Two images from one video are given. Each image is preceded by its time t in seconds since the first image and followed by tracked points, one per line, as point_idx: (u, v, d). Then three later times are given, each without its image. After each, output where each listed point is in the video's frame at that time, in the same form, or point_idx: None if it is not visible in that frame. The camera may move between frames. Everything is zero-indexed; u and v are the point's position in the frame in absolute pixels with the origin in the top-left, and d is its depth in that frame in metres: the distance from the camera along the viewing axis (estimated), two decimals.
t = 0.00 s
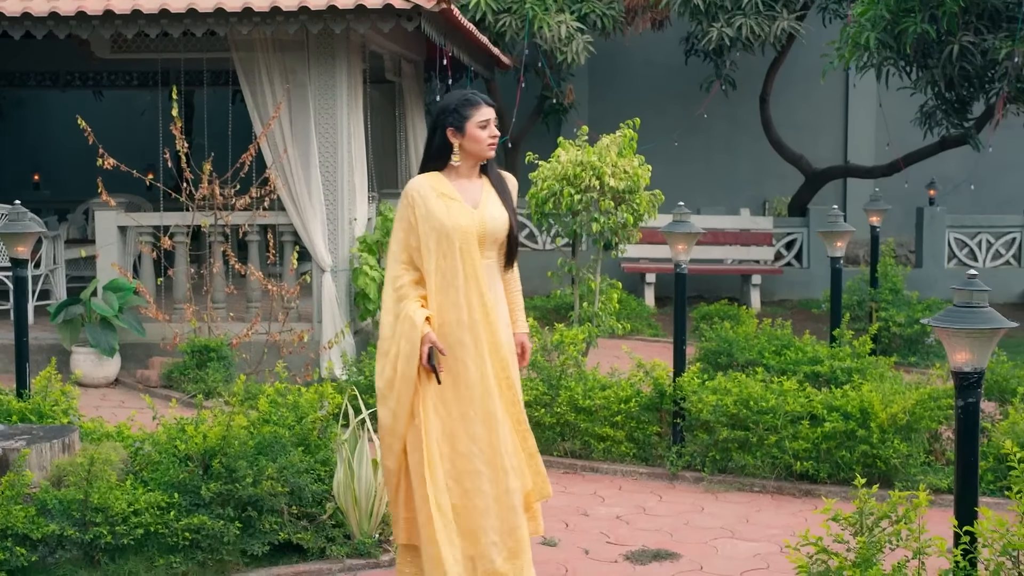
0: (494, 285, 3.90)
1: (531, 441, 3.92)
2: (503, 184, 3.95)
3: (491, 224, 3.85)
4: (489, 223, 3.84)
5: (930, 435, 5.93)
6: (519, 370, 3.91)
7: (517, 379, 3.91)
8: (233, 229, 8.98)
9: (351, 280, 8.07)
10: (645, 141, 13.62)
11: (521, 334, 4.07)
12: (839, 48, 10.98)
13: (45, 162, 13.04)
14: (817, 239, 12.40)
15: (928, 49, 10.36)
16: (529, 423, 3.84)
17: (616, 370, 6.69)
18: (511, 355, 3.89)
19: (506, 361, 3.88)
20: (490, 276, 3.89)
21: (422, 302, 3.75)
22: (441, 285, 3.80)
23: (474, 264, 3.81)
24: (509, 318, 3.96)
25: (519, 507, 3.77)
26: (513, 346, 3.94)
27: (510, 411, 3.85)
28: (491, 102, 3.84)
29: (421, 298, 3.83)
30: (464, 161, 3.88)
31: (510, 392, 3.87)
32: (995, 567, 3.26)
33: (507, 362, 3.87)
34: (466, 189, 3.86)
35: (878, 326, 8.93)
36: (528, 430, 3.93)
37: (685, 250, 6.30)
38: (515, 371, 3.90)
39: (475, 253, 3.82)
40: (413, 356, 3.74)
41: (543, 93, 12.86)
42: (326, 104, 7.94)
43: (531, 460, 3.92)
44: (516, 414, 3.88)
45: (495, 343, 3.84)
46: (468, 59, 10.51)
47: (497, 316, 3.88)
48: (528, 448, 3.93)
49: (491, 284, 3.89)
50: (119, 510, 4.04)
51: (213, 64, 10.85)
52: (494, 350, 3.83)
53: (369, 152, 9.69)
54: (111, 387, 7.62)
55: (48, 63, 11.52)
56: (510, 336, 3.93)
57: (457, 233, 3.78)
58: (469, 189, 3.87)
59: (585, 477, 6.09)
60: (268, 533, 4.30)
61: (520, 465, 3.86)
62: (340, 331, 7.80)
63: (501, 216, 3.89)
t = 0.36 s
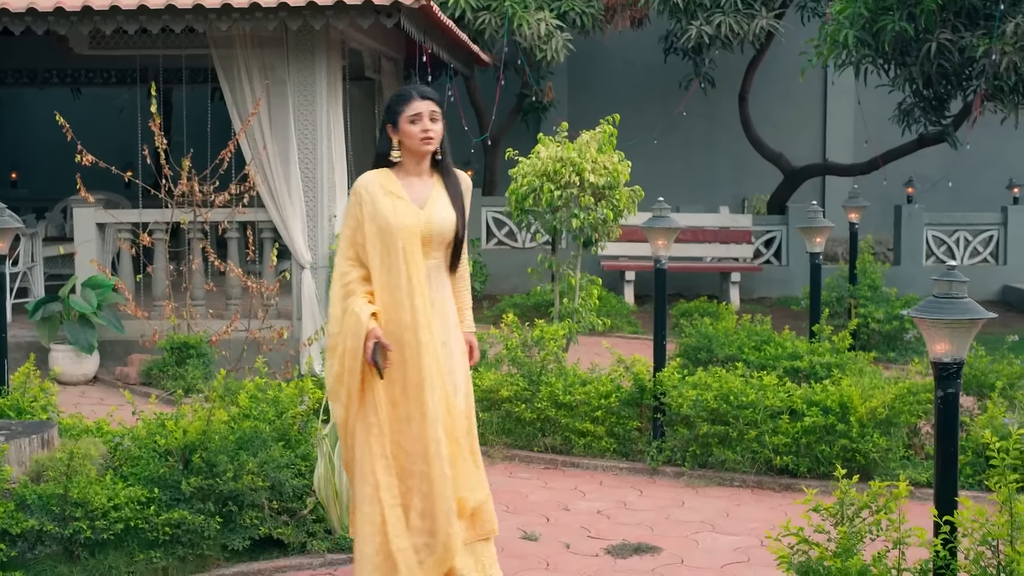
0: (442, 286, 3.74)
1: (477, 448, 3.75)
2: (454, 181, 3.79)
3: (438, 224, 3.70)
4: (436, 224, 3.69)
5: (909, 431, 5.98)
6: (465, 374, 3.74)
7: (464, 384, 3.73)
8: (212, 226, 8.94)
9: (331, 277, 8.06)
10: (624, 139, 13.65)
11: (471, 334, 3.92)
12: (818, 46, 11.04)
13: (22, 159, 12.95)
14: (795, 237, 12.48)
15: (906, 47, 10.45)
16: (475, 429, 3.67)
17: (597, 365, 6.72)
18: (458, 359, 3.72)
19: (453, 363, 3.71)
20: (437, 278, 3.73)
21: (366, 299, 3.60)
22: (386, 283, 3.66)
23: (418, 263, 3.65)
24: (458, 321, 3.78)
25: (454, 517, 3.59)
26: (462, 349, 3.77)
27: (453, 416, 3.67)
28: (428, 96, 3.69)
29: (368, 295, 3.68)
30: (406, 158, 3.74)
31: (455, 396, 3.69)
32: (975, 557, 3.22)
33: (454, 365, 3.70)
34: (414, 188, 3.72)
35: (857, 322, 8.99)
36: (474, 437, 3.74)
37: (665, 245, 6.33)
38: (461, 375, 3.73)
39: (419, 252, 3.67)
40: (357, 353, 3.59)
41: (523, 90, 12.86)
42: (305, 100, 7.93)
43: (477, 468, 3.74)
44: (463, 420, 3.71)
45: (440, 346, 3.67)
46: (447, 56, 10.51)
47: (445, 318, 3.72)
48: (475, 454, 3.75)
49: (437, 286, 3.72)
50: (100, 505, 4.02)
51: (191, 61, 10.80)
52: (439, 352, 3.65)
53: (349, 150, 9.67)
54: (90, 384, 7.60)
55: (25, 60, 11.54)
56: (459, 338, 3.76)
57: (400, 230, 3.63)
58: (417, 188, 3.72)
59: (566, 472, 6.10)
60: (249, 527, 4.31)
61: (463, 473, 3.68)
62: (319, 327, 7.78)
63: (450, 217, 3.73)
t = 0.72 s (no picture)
0: (402, 281, 3.61)
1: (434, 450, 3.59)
2: (420, 171, 3.61)
3: (393, 217, 3.58)
4: (389, 217, 3.58)
5: (894, 425, 6.02)
6: (424, 372, 3.58)
7: (422, 382, 3.57)
8: (199, 223, 8.92)
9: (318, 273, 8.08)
10: (611, 137, 13.67)
11: (450, 331, 3.78)
12: (803, 43, 11.08)
13: (8, 155, 12.88)
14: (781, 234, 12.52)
15: (891, 44, 10.53)
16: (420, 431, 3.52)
17: (584, 361, 6.73)
18: (414, 356, 3.57)
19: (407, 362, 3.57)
20: (396, 271, 3.60)
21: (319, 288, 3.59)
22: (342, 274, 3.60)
23: (367, 257, 3.56)
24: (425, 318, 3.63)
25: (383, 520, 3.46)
26: (425, 346, 3.60)
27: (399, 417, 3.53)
28: (375, 93, 3.58)
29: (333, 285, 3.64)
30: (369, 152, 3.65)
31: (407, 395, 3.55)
32: (964, 546, 3.24)
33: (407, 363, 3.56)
34: (377, 181, 3.63)
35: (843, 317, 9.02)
36: (428, 441, 3.58)
37: (651, 241, 6.35)
38: (416, 375, 3.57)
39: (370, 244, 3.57)
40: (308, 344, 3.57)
41: (508, 89, 12.87)
42: (291, 97, 7.91)
43: (432, 472, 3.59)
44: (417, 419, 3.55)
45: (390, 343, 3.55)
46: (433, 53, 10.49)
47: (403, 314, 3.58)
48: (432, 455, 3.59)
49: (395, 280, 3.60)
50: (87, 499, 4.03)
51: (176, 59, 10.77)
52: (386, 349, 3.55)
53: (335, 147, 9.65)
54: (76, 382, 7.57)
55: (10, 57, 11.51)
56: (421, 334, 3.60)
57: (348, 223, 3.56)
58: (379, 180, 3.63)
59: (553, 467, 6.11)
60: (236, 521, 4.28)
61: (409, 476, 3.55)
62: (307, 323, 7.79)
63: (408, 209, 3.59)
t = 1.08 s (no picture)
0: (383, 271, 3.64)
1: (407, 444, 3.58)
2: (400, 162, 3.57)
3: (371, 206, 3.62)
4: (368, 206, 3.62)
5: (890, 422, 6.03)
6: (403, 365, 3.59)
7: (399, 376, 3.59)
8: (193, 222, 8.91)
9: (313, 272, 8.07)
10: (605, 136, 13.68)
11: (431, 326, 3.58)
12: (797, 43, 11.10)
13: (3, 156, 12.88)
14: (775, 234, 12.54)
15: (885, 44, 10.54)
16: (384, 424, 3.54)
17: (579, 359, 6.73)
18: (392, 348, 3.60)
19: (379, 353, 3.60)
20: (378, 261, 3.64)
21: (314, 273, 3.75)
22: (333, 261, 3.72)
23: (348, 246, 3.65)
24: (407, 311, 3.62)
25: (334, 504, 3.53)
26: (407, 339, 3.61)
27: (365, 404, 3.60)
28: (365, 84, 3.61)
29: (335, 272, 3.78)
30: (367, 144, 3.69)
31: (381, 386, 3.59)
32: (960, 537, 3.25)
33: (379, 353, 3.60)
34: (371, 170, 3.67)
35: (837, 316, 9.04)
36: (397, 434, 3.58)
37: (647, 238, 6.35)
38: (386, 366, 3.59)
39: (353, 234, 3.65)
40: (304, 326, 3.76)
41: (503, 89, 12.88)
42: (286, 96, 7.91)
43: (401, 464, 3.58)
44: (392, 411, 3.58)
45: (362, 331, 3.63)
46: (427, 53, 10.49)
47: (380, 305, 3.62)
48: (407, 450, 3.58)
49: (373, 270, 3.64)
50: (83, 494, 4.03)
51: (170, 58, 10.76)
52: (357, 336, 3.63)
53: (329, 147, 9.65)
54: (71, 381, 7.57)
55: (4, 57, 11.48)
56: (402, 327, 3.61)
57: (336, 212, 3.68)
58: (372, 170, 3.67)
59: (549, 465, 6.12)
60: (233, 517, 4.29)
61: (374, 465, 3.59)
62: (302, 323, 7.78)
63: (385, 198, 3.60)
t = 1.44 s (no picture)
0: (399, 267, 3.65)
1: (422, 441, 3.57)
2: (415, 159, 3.59)
3: (387, 202, 3.63)
4: (384, 202, 3.63)
5: (891, 421, 6.03)
6: (417, 362, 3.58)
7: (413, 372, 3.58)
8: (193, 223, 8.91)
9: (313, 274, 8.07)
10: (605, 138, 13.68)
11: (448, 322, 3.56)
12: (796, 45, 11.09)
13: (3, 158, 12.89)
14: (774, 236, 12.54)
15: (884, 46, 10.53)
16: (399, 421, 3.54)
17: (580, 359, 6.73)
18: (406, 344, 3.60)
19: (393, 349, 3.62)
20: (394, 257, 3.66)
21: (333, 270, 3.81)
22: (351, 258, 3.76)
23: (363, 243, 3.67)
24: (421, 306, 3.61)
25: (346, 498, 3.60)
26: (421, 335, 3.60)
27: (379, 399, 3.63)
28: (379, 82, 3.61)
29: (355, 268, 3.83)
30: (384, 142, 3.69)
31: (396, 382, 3.60)
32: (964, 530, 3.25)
33: (393, 350, 3.62)
34: (387, 166, 3.67)
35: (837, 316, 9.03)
36: (412, 431, 3.57)
37: (647, 238, 6.35)
38: (400, 362, 3.60)
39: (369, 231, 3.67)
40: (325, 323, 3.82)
41: (502, 92, 12.88)
42: (286, 97, 7.91)
43: (417, 461, 3.58)
44: (406, 407, 3.58)
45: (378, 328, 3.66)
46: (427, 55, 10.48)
47: (396, 301, 3.64)
48: (422, 447, 3.57)
49: (389, 266, 3.66)
50: (84, 491, 4.04)
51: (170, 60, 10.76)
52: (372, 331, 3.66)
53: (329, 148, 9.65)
54: (71, 382, 7.56)
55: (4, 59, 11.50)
56: (417, 323, 3.61)
57: (354, 208, 3.69)
58: (389, 165, 3.67)
59: (550, 465, 6.11)
60: (234, 514, 4.27)
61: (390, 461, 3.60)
62: (302, 324, 7.76)
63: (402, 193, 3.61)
